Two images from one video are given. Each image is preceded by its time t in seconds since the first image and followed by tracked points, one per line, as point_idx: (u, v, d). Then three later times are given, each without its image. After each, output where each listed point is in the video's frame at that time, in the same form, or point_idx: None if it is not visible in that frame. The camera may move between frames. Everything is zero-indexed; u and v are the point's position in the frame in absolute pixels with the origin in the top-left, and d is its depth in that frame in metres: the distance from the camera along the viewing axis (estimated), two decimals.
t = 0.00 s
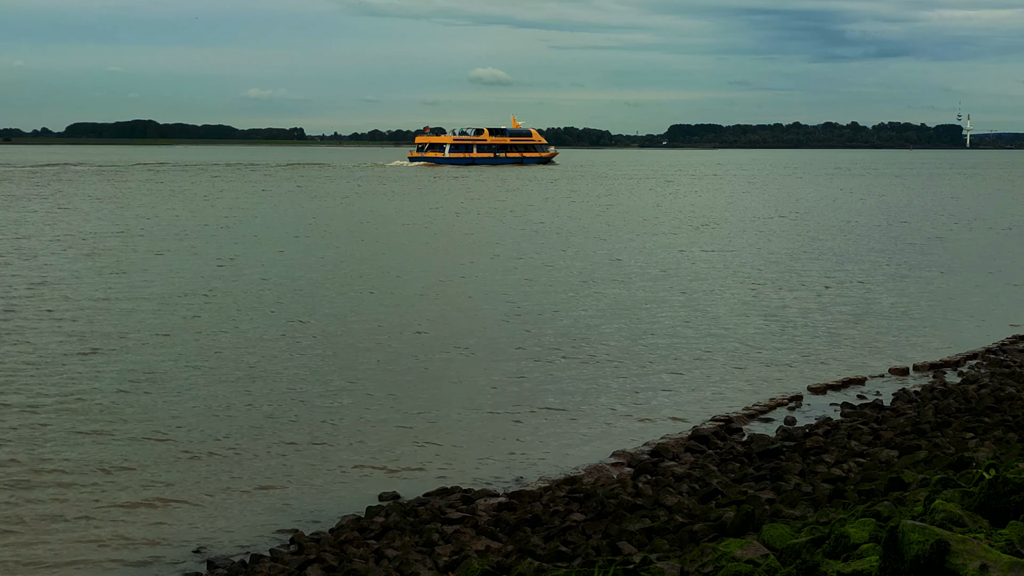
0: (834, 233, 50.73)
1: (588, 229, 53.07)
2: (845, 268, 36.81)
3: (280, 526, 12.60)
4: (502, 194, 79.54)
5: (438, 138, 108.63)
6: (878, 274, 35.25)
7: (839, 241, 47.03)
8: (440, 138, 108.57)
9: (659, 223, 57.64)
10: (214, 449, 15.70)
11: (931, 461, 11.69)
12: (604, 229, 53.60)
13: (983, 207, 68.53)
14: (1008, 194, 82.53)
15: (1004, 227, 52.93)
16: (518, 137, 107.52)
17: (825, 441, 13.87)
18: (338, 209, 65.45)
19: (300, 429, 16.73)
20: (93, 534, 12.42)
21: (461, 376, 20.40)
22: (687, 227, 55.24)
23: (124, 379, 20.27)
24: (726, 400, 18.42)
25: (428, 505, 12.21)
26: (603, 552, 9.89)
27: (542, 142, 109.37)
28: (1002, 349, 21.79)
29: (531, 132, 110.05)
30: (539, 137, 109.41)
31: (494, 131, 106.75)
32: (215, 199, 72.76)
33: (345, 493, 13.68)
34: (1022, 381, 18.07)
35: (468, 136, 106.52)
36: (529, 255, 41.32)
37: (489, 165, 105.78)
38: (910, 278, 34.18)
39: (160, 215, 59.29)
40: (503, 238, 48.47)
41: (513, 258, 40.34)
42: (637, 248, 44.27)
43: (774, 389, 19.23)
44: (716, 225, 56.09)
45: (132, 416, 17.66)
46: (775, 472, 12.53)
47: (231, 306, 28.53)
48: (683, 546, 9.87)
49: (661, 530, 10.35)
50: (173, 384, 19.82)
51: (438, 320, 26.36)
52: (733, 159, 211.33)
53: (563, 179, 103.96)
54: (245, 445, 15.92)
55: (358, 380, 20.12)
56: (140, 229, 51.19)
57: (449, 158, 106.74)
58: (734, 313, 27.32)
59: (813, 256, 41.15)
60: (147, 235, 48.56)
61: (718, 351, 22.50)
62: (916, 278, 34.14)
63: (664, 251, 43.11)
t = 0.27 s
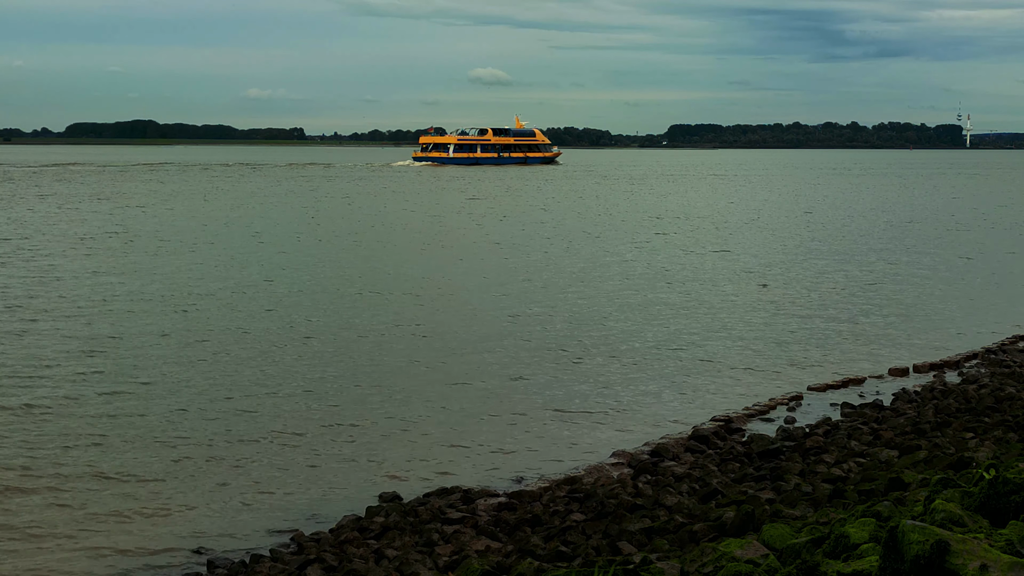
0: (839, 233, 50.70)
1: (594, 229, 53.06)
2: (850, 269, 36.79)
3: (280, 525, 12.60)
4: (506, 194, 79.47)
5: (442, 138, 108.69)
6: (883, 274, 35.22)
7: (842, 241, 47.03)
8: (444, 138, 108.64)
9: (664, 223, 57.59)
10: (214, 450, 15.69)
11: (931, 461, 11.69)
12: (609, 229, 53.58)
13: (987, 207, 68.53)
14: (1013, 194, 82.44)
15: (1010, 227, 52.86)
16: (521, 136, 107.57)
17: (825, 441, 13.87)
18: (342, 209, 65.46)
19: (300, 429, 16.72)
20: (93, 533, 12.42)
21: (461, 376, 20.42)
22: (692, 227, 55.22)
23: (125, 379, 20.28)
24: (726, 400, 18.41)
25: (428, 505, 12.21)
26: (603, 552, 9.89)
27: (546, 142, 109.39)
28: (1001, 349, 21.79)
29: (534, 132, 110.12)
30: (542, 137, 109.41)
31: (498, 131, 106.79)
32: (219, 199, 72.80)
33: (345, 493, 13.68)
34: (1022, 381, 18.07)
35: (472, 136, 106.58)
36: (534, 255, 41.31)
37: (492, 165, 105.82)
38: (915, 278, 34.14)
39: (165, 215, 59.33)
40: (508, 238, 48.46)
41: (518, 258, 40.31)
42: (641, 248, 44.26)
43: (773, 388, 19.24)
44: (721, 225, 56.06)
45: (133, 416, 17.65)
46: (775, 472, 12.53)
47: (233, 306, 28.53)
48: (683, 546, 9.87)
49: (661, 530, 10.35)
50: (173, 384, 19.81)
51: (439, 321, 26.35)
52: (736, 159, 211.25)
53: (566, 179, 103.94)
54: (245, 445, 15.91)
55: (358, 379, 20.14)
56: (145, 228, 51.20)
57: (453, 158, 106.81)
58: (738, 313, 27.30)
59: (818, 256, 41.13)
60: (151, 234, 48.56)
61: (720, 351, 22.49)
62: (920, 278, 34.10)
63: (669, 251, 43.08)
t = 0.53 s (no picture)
0: (844, 233, 50.64)
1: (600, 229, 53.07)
2: (855, 268, 36.76)
3: (280, 526, 12.60)
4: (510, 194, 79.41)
5: (446, 138, 108.75)
6: (889, 274, 35.16)
7: (848, 241, 46.99)
8: (448, 138, 108.71)
9: (670, 223, 57.54)
10: (214, 450, 15.70)
11: (931, 461, 11.69)
12: (615, 228, 53.59)
13: (992, 207, 68.42)
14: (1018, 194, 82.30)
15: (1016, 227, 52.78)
16: (525, 136, 107.51)
17: (825, 441, 13.87)
18: (346, 209, 65.45)
19: (301, 429, 16.73)
20: (93, 533, 12.43)
21: (461, 375, 20.42)
22: (697, 227, 55.19)
23: (126, 379, 20.29)
24: (727, 400, 18.40)
25: (428, 505, 12.21)
26: (603, 552, 9.89)
27: (549, 142, 109.41)
28: (1002, 349, 21.78)
29: (538, 132, 110.03)
30: (546, 137, 109.38)
31: (502, 130, 106.85)
32: (223, 198, 72.83)
33: (345, 493, 13.68)
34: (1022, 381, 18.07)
35: (476, 135, 106.66)
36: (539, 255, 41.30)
37: (496, 165, 105.88)
38: (920, 278, 34.10)
39: (170, 215, 59.35)
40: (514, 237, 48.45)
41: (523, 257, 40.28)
42: (647, 248, 44.24)
43: (774, 388, 19.24)
44: (727, 225, 56.02)
45: (134, 416, 17.66)
46: (775, 472, 12.53)
47: (236, 306, 28.54)
48: (683, 546, 9.87)
49: (661, 530, 10.35)
50: (174, 384, 19.82)
51: (441, 320, 26.33)
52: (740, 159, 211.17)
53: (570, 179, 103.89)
54: (245, 445, 15.92)
55: (359, 379, 20.14)
56: (150, 228, 51.22)
57: (457, 158, 106.89)
58: (742, 313, 27.28)
59: (823, 256, 41.09)
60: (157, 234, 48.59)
61: (722, 351, 22.49)
62: (925, 278, 34.05)
63: (675, 251, 43.06)
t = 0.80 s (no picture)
0: (847, 233, 50.68)
1: (604, 229, 53.19)
2: (859, 268, 36.79)
3: (279, 526, 12.60)
4: (513, 194, 79.45)
5: (451, 139, 109.03)
6: (892, 274, 35.19)
7: (850, 240, 47.14)
8: (453, 139, 108.99)
9: (673, 223, 57.58)
10: (215, 450, 15.69)
11: (931, 461, 11.69)
12: (619, 229, 53.68)
13: (994, 207, 68.61)
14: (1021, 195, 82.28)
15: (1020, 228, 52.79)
16: (529, 137, 107.77)
17: (825, 441, 13.87)
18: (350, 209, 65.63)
19: (301, 429, 16.73)
20: (92, 534, 12.42)
21: (461, 375, 20.43)
22: (701, 227, 55.26)
23: (128, 379, 20.30)
24: (727, 400, 18.41)
25: (428, 505, 12.21)
26: (603, 552, 9.89)
27: (553, 142, 109.63)
28: (1001, 349, 21.80)
29: (541, 131, 110.29)
30: (549, 137, 109.55)
31: (506, 131, 107.09)
32: (228, 198, 73.09)
33: (344, 493, 13.69)
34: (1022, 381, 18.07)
35: (480, 136, 106.90)
36: (543, 255, 41.36)
37: (501, 165, 106.10)
38: (923, 278, 34.13)
39: (175, 214, 59.56)
40: (518, 237, 48.54)
41: (527, 258, 40.31)
42: (650, 248, 44.29)
43: (775, 389, 19.24)
44: (730, 225, 56.12)
45: (135, 416, 17.66)
46: (775, 472, 12.53)
47: (238, 306, 28.55)
48: (683, 546, 9.87)
49: (661, 530, 10.35)
50: (175, 384, 19.83)
51: (441, 321, 26.34)
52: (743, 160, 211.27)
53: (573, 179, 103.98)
54: (245, 445, 15.92)
55: (359, 379, 20.15)
56: (155, 228, 51.40)
57: (461, 158, 107.16)
58: (744, 313, 27.30)
59: (826, 256, 41.15)
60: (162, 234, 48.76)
61: (723, 351, 22.49)
62: (928, 278, 34.08)
63: (680, 251, 43.13)
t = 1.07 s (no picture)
0: (851, 233, 50.71)
1: (609, 229, 53.26)
2: (862, 268, 36.81)
3: (279, 526, 12.59)
4: (516, 194, 79.46)
5: (455, 139, 109.21)
6: (895, 274, 35.20)
7: (853, 240, 47.17)
8: (457, 139, 109.19)
9: (677, 223, 57.59)
10: (215, 450, 15.68)
11: (931, 461, 11.69)
12: (623, 228, 53.74)
13: (998, 207, 68.61)
14: None
15: None
16: (533, 137, 107.96)
17: (825, 441, 13.88)
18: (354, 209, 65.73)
19: (300, 429, 16.73)
20: (92, 534, 12.41)
21: (460, 376, 20.42)
22: (705, 227, 55.29)
23: (128, 379, 20.30)
24: (727, 400, 18.40)
25: (428, 505, 12.21)
26: (603, 552, 9.89)
27: (556, 142, 109.81)
28: (1001, 349, 21.79)
29: (544, 132, 110.37)
30: (552, 137, 109.68)
31: (510, 131, 107.32)
32: (232, 198, 73.26)
33: (344, 493, 13.69)
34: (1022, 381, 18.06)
35: (484, 136, 107.13)
36: (547, 255, 41.39)
37: (505, 165, 106.29)
38: (926, 278, 34.13)
39: (180, 214, 59.71)
40: (522, 237, 48.57)
41: (531, 258, 40.31)
42: (654, 248, 44.30)
43: (775, 389, 19.24)
44: (734, 224, 56.14)
45: (135, 416, 17.65)
46: (775, 472, 12.53)
47: (240, 306, 28.55)
48: (682, 546, 9.87)
49: (661, 530, 10.35)
50: (175, 384, 19.82)
51: (442, 320, 26.33)
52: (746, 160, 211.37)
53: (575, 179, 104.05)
54: (245, 445, 15.92)
55: (359, 379, 20.15)
56: (160, 228, 51.52)
57: (466, 158, 107.39)
58: (747, 313, 27.30)
59: (830, 256, 41.15)
60: (167, 234, 48.87)
61: (724, 351, 22.49)
62: (931, 278, 34.09)
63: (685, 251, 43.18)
